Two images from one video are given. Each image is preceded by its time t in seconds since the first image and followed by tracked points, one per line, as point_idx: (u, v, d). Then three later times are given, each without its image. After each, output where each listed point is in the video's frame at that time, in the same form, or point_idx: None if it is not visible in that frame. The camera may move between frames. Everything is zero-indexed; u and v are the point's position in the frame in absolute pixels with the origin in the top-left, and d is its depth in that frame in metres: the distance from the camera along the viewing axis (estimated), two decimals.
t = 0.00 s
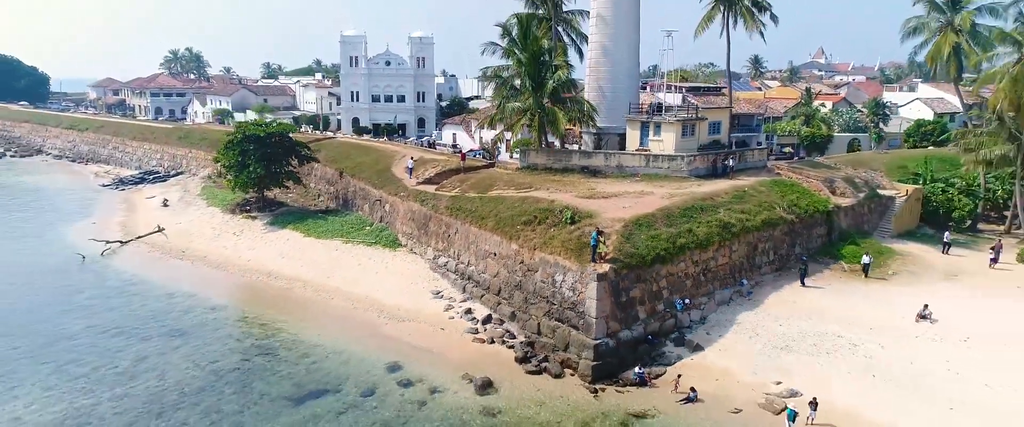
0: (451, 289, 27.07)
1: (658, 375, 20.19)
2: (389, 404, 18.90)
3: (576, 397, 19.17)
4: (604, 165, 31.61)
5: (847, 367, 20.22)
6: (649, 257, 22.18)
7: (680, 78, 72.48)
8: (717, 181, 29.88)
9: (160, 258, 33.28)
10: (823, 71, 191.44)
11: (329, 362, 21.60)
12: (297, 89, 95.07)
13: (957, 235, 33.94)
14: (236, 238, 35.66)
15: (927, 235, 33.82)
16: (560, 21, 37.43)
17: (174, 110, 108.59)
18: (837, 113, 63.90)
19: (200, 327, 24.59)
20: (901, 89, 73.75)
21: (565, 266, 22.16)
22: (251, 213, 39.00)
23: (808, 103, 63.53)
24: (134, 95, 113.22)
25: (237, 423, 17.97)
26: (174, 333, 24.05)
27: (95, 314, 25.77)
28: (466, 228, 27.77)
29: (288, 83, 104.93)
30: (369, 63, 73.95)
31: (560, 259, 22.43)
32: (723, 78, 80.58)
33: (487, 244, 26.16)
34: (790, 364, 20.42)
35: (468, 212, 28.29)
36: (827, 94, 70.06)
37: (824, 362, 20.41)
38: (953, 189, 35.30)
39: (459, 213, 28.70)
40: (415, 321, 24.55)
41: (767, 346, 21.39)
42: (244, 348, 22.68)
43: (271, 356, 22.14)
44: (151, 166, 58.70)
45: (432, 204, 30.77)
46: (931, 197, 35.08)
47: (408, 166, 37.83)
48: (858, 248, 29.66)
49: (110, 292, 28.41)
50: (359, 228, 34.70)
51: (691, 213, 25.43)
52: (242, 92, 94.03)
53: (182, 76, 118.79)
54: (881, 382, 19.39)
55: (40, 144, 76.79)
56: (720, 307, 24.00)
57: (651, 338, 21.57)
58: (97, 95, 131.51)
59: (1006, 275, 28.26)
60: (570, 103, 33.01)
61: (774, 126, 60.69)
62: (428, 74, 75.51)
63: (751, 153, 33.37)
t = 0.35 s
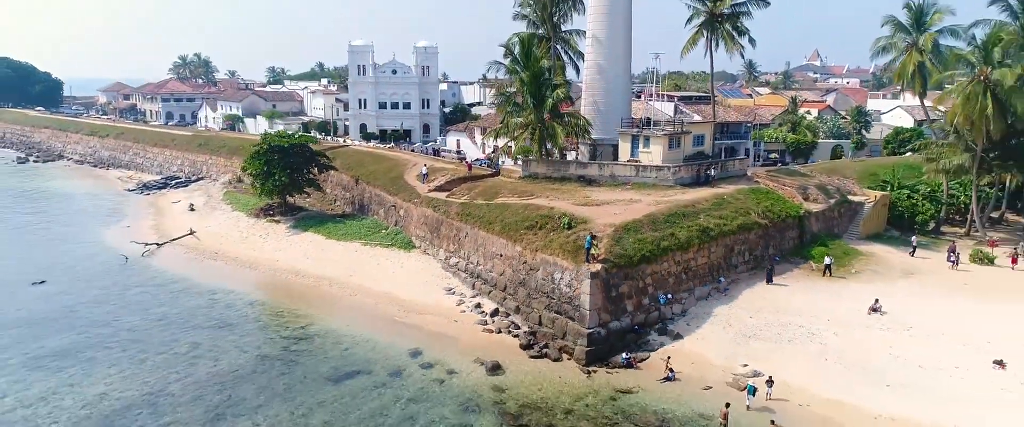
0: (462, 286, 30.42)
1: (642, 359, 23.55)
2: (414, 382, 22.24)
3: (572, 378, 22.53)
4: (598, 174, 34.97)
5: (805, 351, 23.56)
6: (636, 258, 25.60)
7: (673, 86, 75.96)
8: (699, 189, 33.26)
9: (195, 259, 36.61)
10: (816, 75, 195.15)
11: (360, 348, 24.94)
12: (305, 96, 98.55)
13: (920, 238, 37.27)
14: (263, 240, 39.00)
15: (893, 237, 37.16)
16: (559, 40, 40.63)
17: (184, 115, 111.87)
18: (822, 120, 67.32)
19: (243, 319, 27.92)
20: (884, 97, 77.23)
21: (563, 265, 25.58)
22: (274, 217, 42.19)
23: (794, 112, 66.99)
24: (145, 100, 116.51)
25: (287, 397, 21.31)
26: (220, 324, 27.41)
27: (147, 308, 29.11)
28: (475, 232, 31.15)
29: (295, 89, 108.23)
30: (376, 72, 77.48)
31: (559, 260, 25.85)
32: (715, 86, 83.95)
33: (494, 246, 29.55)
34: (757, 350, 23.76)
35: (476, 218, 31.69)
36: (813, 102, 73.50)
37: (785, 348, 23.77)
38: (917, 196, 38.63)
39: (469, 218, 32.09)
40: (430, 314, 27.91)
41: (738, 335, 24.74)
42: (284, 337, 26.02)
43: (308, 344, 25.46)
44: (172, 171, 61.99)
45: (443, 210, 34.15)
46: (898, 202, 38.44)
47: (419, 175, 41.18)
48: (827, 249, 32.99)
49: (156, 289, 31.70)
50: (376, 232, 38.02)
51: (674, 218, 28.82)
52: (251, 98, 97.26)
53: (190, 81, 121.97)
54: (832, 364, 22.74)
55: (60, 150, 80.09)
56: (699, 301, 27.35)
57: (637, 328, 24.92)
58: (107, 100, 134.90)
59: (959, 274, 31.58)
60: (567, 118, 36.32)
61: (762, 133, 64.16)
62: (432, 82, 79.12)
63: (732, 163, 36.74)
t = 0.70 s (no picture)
0: (471, 285, 33.86)
1: (630, 349, 27.02)
2: (432, 368, 25.69)
3: (569, 365, 25.98)
4: (593, 184, 38.44)
5: (771, 342, 27.01)
6: (625, 260, 29.07)
7: (668, 95, 79.48)
8: (684, 197, 36.75)
9: (225, 261, 40.04)
10: (810, 79, 198.66)
11: (382, 340, 28.39)
12: (313, 102, 102.06)
13: (888, 241, 40.72)
14: (286, 243, 42.49)
15: (863, 241, 40.61)
16: (555, 55, 43.02)
17: (195, 119, 115.37)
18: (808, 128, 70.84)
19: (276, 314, 31.40)
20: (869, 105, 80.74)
21: (560, 267, 29.05)
22: (295, 222, 45.57)
23: (781, 120, 70.52)
24: (157, 105, 119.94)
25: (323, 380, 24.76)
26: (257, 319, 30.88)
27: (190, 305, 32.60)
28: (481, 237, 34.64)
29: (303, 95, 111.73)
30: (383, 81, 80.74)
31: (557, 262, 29.34)
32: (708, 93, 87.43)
33: (499, 250, 33.03)
34: (729, 341, 27.21)
35: (483, 224, 35.19)
36: (800, 111, 77.04)
37: (754, 339, 27.23)
38: (886, 202, 42.14)
39: (476, 224, 35.58)
40: (443, 309, 31.35)
41: (714, 328, 28.20)
42: (315, 330, 29.47)
43: (336, 336, 28.90)
44: (191, 177, 65.44)
45: (453, 216, 37.62)
46: (869, 209, 41.91)
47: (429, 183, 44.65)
48: (800, 252, 36.45)
49: (194, 288, 35.18)
50: (390, 236, 41.48)
51: (660, 225, 32.31)
52: (261, 104, 100.72)
53: (200, 87, 125.48)
54: (794, 352, 26.20)
55: (80, 154, 83.55)
56: (682, 299, 30.81)
57: (626, 322, 28.38)
58: (118, 104, 138.50)
59: (918, 274, 35.03)
60: (565, 132, 39.75)
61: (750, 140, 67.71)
62: (437, 90, 82.47)
63: (716, 173, 40.23)
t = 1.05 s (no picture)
0: (478, 286, 37.45)
1: (620, 342, 30.63)
2: (445, 358, 29.27)
3: (566, 356, 29.56)
4: (589, 193, 42.05)
5: (744, 335, 30.61)
6: (616, 263, 32.69)
7: (662, 103, 83.08)
8: (672, 206, 40.38)
9: (251, 263, 43.62)
10: (804, 83, 202.25)
11: (400, 334, 31.96)
12: (321, 108, 105.66)
13: (860, 244, 44.31)
14: (306, 247, 46.07)
15: (837, 244, 44.16)
16: (555, 74, 46.83)
17: (205, 124, 118.91)
18: (794, 136, 74.45)
19: (304, 312, 34.97)
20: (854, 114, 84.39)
21: (559, 269, 32.66)
22: (313, 227, 49.15)
23: (770, 128, 74.12)
24: (167, 110, 123.45)
25: (351, 369, 28.33)
26: (287, 316, 34.45)
27: (224, 303, 36.14)
28: (487, 242, 38.26)
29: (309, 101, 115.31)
30: (389, 90, 84.22)
31: (556, 265, 32.95)
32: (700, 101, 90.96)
33: (503, 254, 36.63)
34: (707, 334, 30.82)
35: (488, 230, 38.80)
36: (788, 119, 80.57)
37: (729, 333, 30.84)
38: (859, 209, 45.70)
39: (482, 230, 39.18)
40: (453, 307, 34.93)
41: (695, 324, 31.80)
42: (340, 326, 33.04)
43: (359, 331, 32.48)
44: (209, 183, 69.00)
45: (460, 222, 41.21)
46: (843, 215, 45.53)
47: (437, 191, 48.26)
48: (777, 255, 40.05)
49: (226, 288, 38.74)
50: (402, 240, 45.07)
51: (649, 231, 35.92)
52: (270, 111, 104.24)
53: (209, 92, 129.05)
54: (763, 344, 29.81)
55: (99, 160, 87.12)
56: (668, 298, 34.43)
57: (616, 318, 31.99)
58: (128, 109, 142.12)
59: (883, 274, 38.62)
60: (563, 145, 43.38)
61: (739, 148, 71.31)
62: (440, 99, 86.25)
63: (701, 183, 43.87)
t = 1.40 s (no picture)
0: (484, 287, 41.17)
1: (612, 337, 34.38)
2: (457, 351, 33.00)
3: (564, 349, 33.31)
4: (586, 202, 45.79)
5: (723, 331, 34.36)
6: (610, 267, 36.44)
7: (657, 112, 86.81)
8: (661, 213, 44.16)
9: (274, 266, 47.35)
10: (800, 88, 205.83)
11: (416, 330, 35.68)
12: (329, 115, 109.41)
13: (836, 248, 48.02)
14: (324, 250, 49.82)
15: (815, 249, 47.88)
16: (555, 90, 50.51)
17: (215, 130, 122.64)
18: (783, 144, 78.12)
19: (328, 310, 38.71)
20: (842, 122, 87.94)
21: (557, 273, 36.45)
22: (330, 232, 52.93)
23: (760, 136, 77.59)
24: (178, 116, 127.23)
25: (374, 360, 32.08)
26: (313, 314, 38.20)
27: (255, 302, 39.90)
28: (492, 247, 42.03)
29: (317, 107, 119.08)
30: (396, 99, 87.92)
31: (555, 268, 36.77)
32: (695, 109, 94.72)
33: (507, 258, 40.37)
34: (690, 330, 34.58)
35: (494, 236, 42.55)
36: (778, 127, 84.24)
37: (710, 329, 34.59)
38: (837, 216, 49.50)
39: (488, 236, 42.97)
40: (463, 307, 38.63)
41: (680, 321, 35.55)
42: (362, 323, 36.79)
43: (379, 327, 36.24)
44: (227, 189, 72.70)
45: (468, 228, 44.98)
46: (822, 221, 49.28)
47: (446, 199, 51.99)
48: (758, 259, 43.77)
49: (255, 288, 42.51)
50: (413, 244, 48.77)
51: (640, 237, 39.68)
52: (280, 117, 107.97)
53: (219, 99, 132.79)
54: (740, 339, 33.54)
55: (117, 166, 90.84)
56: (657, 298, 38.15)
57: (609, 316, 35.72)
58: (139, 113, 145.98)
59: (854, 277, 42.34)
60: (562, 158, 47.13)
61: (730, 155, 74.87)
62: (445, 107, 89.28)
63: (690, 192, 47.64)
